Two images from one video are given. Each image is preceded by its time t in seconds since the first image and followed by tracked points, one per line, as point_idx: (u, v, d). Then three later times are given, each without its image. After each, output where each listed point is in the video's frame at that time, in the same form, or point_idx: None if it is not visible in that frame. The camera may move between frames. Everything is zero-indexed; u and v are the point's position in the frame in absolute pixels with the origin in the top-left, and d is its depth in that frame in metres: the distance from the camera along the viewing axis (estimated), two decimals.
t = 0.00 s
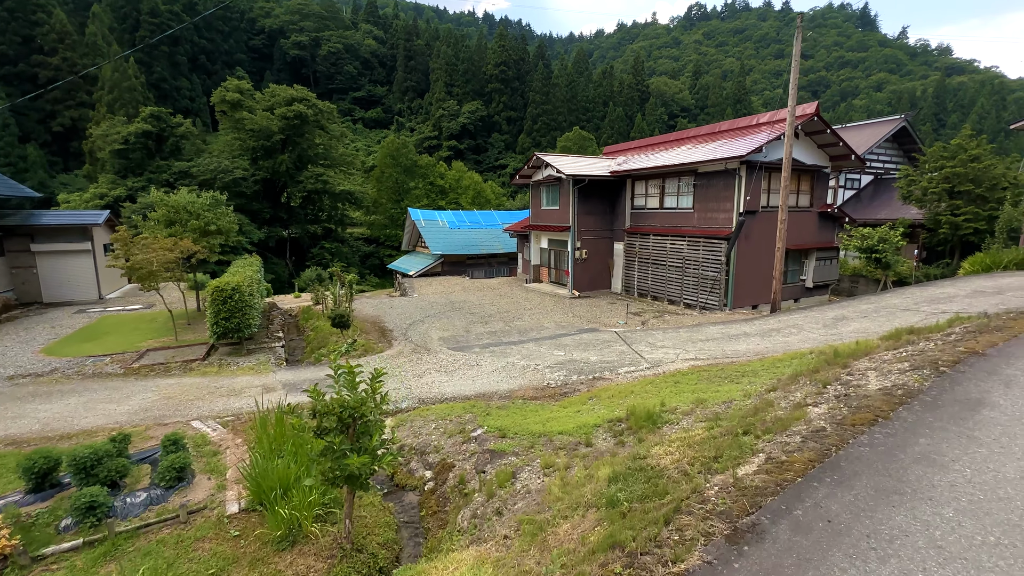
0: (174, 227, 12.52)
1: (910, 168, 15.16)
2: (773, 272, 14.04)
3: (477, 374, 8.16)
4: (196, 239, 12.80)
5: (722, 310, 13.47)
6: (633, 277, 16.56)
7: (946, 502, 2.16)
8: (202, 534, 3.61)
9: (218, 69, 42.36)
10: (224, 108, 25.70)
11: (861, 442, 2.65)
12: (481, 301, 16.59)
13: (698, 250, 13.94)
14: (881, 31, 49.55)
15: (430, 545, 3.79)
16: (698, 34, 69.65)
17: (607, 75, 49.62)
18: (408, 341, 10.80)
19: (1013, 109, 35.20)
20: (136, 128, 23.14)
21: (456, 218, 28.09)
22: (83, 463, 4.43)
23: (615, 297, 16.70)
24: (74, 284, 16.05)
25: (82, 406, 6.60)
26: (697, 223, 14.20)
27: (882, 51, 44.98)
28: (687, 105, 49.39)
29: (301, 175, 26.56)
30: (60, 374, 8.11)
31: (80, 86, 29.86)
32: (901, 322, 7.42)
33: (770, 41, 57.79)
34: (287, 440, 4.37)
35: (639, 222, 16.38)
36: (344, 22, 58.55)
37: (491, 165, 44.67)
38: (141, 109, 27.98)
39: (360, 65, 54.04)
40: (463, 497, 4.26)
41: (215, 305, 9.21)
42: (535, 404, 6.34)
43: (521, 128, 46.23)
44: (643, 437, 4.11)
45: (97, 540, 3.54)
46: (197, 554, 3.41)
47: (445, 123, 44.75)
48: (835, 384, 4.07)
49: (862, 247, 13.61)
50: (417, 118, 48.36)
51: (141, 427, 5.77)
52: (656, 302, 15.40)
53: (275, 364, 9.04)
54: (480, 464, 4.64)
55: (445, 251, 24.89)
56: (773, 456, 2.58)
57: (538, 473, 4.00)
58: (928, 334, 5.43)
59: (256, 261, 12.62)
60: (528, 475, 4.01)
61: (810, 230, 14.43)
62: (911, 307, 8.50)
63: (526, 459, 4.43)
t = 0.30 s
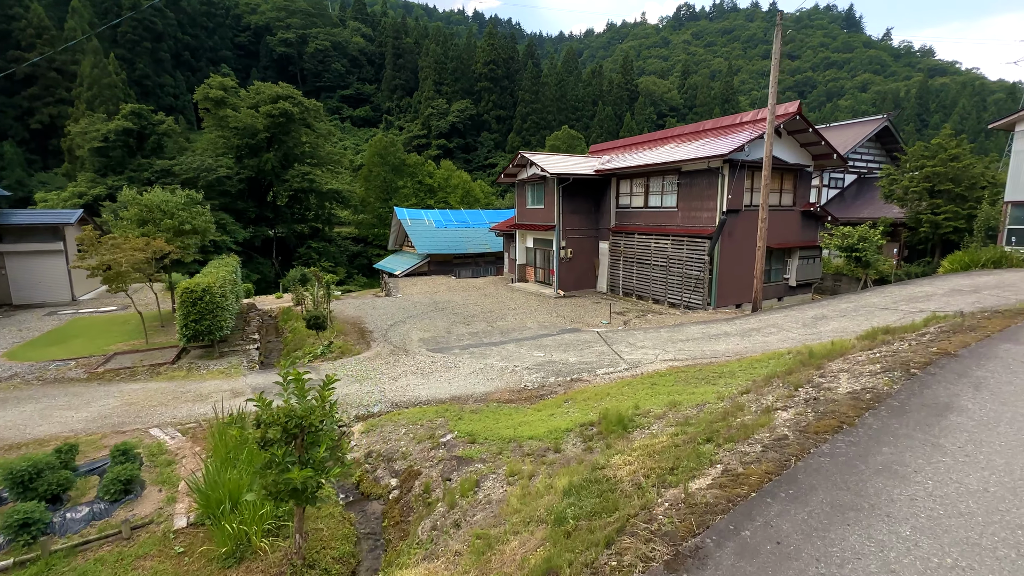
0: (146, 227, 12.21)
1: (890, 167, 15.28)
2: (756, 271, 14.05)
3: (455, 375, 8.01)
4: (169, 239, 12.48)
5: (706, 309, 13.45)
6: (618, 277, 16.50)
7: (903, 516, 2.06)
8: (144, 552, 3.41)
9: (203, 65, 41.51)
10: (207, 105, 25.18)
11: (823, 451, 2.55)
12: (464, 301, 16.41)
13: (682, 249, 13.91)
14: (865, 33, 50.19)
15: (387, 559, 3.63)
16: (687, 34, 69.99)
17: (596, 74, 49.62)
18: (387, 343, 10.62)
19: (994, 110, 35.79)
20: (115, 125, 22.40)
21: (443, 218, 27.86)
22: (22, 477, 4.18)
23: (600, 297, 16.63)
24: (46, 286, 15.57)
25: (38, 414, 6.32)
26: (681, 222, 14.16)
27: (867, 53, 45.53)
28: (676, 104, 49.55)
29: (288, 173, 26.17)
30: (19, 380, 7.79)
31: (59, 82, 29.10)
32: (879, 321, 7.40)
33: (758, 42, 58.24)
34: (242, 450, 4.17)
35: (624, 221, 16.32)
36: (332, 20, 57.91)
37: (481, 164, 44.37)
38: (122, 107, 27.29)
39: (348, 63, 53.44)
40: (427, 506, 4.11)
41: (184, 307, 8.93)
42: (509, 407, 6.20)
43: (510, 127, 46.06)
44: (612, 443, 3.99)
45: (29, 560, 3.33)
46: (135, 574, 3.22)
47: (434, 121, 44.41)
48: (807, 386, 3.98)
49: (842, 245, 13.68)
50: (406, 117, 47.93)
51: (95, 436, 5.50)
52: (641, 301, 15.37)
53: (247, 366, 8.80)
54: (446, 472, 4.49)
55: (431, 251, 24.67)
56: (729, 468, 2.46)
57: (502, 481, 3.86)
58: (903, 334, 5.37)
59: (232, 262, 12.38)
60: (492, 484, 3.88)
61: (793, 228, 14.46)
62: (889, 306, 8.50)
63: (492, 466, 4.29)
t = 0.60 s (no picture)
0: (115, 227, 11.84)
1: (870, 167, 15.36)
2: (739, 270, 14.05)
3: (432, 379, 7.82)
4: (139, 239, 12.11)
5: (689, 308, 13.42)
6: (602, 276, 16.43)
7: (863, 537, 1.94)
8: None
9: (185, 63, 40.60)
10: (188, 103, 24.58)
11: (784, 466, 2.45)
12: (447, 302, 16.18)
13: (665, 249, 13.86)
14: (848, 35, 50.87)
15: None
16: (674, 35, 70.32)
17: (584, 74, 49.60)
18: (364, 345, 10.40)
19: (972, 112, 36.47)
20: (92, 123, 21.73)
21: (428, 217, 27.59)
22: None
23: (585, 297, 16.55)
24: (14, 288, 15.02)
25: None
26: (664, 222, 14.10)
27: (850, 55, 46.15)
28: (663, 104, 49.72)
29: (272, 172, 25.68)
30: None
31: (34, 79, 28.25)
32: (858, 321, 7.36)
33: (744, 43, 58.73)
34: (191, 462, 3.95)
35: (608, 220, 16.25)
36: (317, 17, 57.12)
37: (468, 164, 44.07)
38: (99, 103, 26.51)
39: (334, 61, 52.76)
40: (387, 519, 3.94)
41: (149, 310, 8.61)
42: (482, 412, 6.03)
43: (498, 126, 45.87)
44: (580, 450, 3.85)
45: None
46: None
47: (421, 120, 44.01)
48: (779, 391, 3.88)
49: (822, 245, 13.71)
50: (393, 116, 47.44)
51: (44, 448, 5.22)
52: (625, 301, 15.31)
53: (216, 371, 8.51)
54: (410, 482, 4.32)
55: (416, 251, 24.39)
56: (685, 485, 2.35)
57: (464, 494, 3.69)
58: (878, 334, 5.34)
59: (204, 263, 12.06)
60: (453, 496, 3.72)
61: (775, 228, 14.49)
62: (868, 305, 8.49)
63: (457, 475, 4.13)
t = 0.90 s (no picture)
0: (75, 228, 11.35)
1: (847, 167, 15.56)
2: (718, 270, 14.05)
3: (405, 384, 7.60)
4: (102, 241, 11.64)
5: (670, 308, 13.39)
6: (584, 277, 16.35)
7: (818, 571, 1.80)
8: None
9: (161, 59, 39.49)
10: (164, 100, 23.85)
11: (742, 487, 2.32)
12: (427, 303, 15.92)
13: (645, 249, 13.81)
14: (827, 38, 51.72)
15: None
16: (658, 36, 70.75)
17: (569, 74, 49.58)
18: (337, 349, 10.13)
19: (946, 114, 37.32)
20: (62, 120, 20.90)
21: (411, 217, 27.25)
22: None
23: (566, 297, 16.45)
24: None
25: None
26: (644, 222, 14.05)
27: (829, 57, 46.92)
28: (647, 104, 49.94)
29: (250, 171, 25.07)
30: None
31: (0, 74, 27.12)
32: (834, 322, 7.33)
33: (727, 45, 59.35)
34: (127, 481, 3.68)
35: (589, 220, 16.16)
36: (299, 14, 56.10)
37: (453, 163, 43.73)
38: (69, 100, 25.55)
39: (316, 59, 51.89)
40: (341, 539, 3.72)
41: (107, 315, 8.23)
42: (451, 419, 5.84)
43: (483, 125, 45.61)
44: (544, 463, 3.68)
45: None
46: None
47: (405, 119, 43.51)
48: (749, 397, 3.77)
49: (798, 245, 13.78)
50: (377, 114, 46.82)
51: None
52: (607, 302, 15.23)
53: (180, 378, 8.17)
54: (369, 497, 4.11)
55: (398, 251, 24.06)
56: (635, 511, 2.22)
57: (420, 511, 3.50)
58: (850, 336, 5.28)
59: (171, 266, 11.62)
60: (408, 515, 3.52)
61: (754, 228, 14.54)
62: (843, 305, 8.51)
63: (416, 490, 3.94)
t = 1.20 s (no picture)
0: (23, 228, 10.72)
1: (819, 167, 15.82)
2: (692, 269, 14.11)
3: (372, 388, 7.36)
4: (53, 241, 11.03)
5: (645, 307, 13.40)
6: (560, 277, 16.26)
7: None
8: None
9: (129, 54, 38.05)
10: (130, 96, 22.91)
11: (687, 503, 2.21)
12: (402, 304, 15.62)
13: (621, 248, 13.78)
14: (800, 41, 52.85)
15: None
16: (638, 38, 71.30)
17: (549, 74, 49.56)
18: (305, 352, 9.80)
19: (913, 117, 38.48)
20: (20, 116, 19.81)
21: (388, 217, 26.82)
22: None
23: (543, 297, 16.35)
24: None
25: None
26: (620, 221, 14.01)
27: (802, 60, 47.94)
28: (627, 105, 50.25)
29: (222, 170, 24.28)
30: None
31: None
32: (805, 320, 7.35)
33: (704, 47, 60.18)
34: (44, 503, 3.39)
35: (566, 220, 16.07)
36: (274, 9, 54.75)
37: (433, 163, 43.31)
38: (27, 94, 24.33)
39: (292, 56, 50.74)
40: (283, 559, 3.48)
41: (51, 320, 7.76)
42: (413, 426, 5.61)
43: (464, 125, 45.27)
44: (499, 472, 3.51)
45: None
46: None
47: (384, 118, 42.89)
48: (710, 400, 3.67)
49: (769, 244, 13.89)
50: (355, 113, 46.04)
51: None
52: (583, 301, 15.17)
53: (132, 386, 7.76)
54: (317, 512, 3.90)
55: (375, 252, 23.64)
56: (570, 535, 2.09)
57: (366, 528, 3.31)
58: (816, 335, 5.24)
59: (128, 267, 11.09)
60: (353, 532, 3.33)
61: (727, 227, 14.65)
62: (812, 304, 8.56)
63: (367, 504, 3.74)
